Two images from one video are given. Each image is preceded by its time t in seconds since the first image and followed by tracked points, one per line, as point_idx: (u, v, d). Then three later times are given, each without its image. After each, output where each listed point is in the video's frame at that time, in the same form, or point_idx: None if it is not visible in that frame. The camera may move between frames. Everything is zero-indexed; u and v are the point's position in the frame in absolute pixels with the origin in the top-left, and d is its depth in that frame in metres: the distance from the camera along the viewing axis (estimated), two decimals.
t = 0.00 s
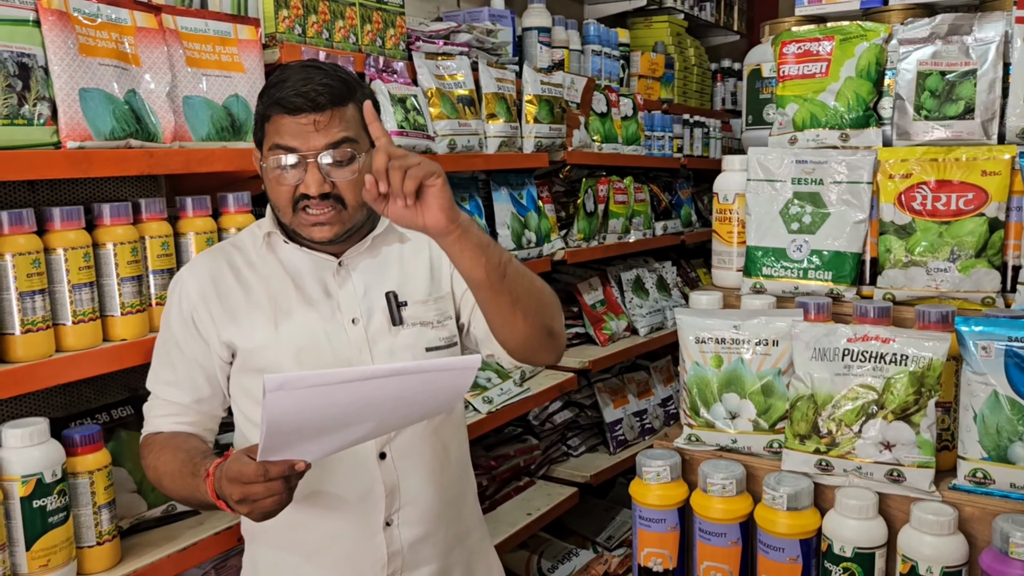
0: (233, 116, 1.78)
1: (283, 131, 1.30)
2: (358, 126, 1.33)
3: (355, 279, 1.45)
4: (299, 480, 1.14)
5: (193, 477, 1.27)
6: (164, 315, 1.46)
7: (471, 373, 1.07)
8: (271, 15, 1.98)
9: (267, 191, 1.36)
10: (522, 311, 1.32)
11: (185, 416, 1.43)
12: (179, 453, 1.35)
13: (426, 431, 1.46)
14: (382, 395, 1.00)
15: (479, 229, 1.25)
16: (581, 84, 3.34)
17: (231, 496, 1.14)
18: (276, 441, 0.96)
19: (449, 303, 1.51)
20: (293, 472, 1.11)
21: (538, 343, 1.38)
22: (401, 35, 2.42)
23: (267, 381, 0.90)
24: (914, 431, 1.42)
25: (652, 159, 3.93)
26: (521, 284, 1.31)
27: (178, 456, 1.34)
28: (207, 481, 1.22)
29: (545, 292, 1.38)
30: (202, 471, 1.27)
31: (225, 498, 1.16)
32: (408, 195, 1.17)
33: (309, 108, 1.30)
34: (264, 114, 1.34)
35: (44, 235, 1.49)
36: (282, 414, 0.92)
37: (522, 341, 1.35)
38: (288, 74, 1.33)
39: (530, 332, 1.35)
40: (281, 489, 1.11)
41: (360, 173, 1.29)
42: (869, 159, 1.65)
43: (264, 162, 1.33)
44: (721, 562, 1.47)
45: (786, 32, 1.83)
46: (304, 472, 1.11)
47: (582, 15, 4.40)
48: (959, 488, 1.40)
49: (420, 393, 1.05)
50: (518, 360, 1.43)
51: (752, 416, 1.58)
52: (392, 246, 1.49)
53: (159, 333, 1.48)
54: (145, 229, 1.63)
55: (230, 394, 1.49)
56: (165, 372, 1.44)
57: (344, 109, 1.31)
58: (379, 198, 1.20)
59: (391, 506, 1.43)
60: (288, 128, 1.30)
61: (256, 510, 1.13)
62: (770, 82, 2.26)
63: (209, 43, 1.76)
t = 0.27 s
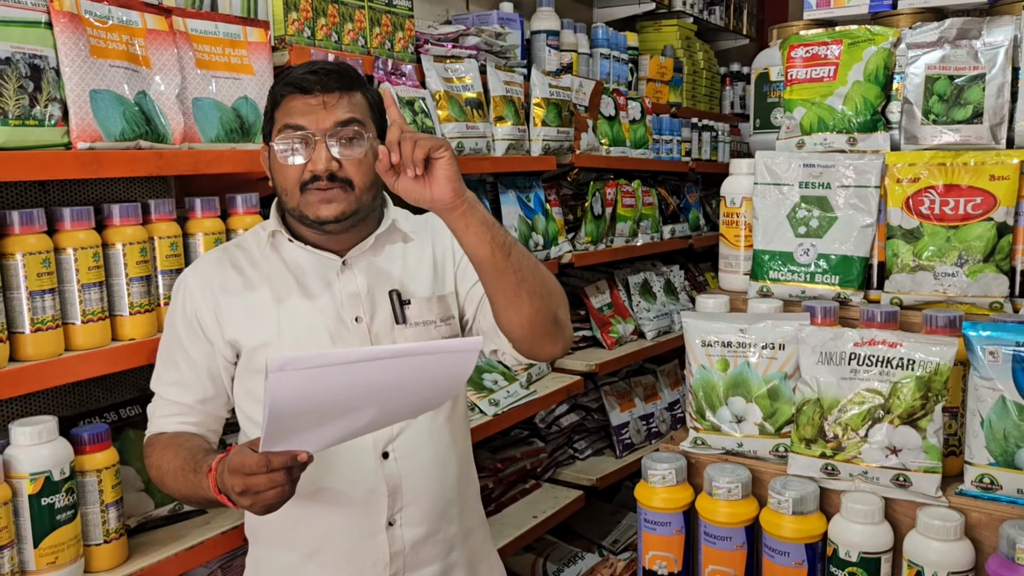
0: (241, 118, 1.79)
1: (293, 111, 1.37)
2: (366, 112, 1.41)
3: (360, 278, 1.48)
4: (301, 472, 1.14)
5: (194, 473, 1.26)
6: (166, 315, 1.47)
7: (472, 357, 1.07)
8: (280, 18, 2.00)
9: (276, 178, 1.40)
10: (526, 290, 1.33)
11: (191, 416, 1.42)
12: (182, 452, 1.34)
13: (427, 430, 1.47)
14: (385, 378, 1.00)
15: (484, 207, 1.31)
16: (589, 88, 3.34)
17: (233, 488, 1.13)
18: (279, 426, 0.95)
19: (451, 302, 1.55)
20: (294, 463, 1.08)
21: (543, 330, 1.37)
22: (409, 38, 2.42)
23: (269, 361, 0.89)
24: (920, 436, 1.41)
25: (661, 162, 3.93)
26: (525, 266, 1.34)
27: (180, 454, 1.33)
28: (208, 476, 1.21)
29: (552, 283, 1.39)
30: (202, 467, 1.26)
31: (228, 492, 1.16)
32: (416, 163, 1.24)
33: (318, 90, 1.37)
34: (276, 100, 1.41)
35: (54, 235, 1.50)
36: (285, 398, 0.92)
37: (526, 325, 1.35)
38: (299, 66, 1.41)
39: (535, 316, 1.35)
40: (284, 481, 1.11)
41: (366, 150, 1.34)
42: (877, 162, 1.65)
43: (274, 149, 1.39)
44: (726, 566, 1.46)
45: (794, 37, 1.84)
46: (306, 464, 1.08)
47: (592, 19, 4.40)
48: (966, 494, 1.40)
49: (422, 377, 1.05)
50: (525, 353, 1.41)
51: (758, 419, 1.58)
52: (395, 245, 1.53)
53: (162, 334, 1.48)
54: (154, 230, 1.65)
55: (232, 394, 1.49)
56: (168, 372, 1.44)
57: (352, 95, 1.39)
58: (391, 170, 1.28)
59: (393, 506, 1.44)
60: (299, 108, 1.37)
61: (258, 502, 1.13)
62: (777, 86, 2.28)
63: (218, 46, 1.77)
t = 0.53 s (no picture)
0: (249, 121, 1.80)
1: (309, 107, 1.41)
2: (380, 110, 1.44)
3: (376, 280, 1.48)
4: (317, 474, 1.14)
5: (210, 476, 1.27)
6: (185, 321, 1.48)
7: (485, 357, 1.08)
8: (287, 21, 2.00)
9: (291, 176, 1.41)
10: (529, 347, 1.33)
11: (208, 422, 1.43)
12: (199, 454, 1.35)
13: (444, 431, 1.48)
14: (399, 377, 1.00)
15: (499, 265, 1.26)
16: (595, 92, 3.34)
17: (249, 490, 1.14)
18: (293, 424, 0.94)
19: (467, 307, 1.56)
20: (310, 464, 1.09)
21: (540, 375, 1.39)
22: (416, 41, 2.43)
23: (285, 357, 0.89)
24: (926, 441, 1.41)
25: (667, 167, 3.93)
26: (532, 318, 1.33)
27: (197, 457, 1.34)
28: (225, 479, 1.22)
29: (555, 326, 1.40)
30: (219, 470, 1.27)
31: (245, 495, 1.17)
32: (434, 224, 1.20)
33: (334, 86, 1.42)
34: (291, 101, 1.44)
35: (62, 236, 1.51)
36: (299, 395, 0.91)
37: (524, 373, 1.36)
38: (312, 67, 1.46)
39: (534, 365, 1.36)
40: (299, 482, 1.11)
41: (381, 141, 1.36)
42: (883, 167, 1.65)
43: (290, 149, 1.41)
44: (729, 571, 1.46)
45: (801, 41, 1.84)
46: (321, 465, 1.09)
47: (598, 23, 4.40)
48: (972, 499, 1.39)
49: (435, 377, 1.05)
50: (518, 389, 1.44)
51: (763, 424, 1.57)
52: (409, 248, 1.54)
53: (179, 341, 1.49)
54: (161, 231, 1.66)
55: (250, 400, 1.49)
56: (186, 378, 1.45)
57: (365, 92, 1.43)
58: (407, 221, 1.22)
59: (409, 508, 1.44)
60: (314, 103, 1.41)
61: (273, 504, 1.13)
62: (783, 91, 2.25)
63: (226, 49, 1.78)
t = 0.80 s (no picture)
0: (254, 125, 1.80)
1: (334, 106, 1.46)
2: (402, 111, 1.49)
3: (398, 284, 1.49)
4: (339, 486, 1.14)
5: (236, 482, 1.28)
6: (209, 326, 1.49)
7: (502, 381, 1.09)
8: (293, 26, 2.00)
9: (315, 173, 1.44)
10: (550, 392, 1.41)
11: (233, 424, 1.43)
12: (224, 460, 1.35)
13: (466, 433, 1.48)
14: (414, 401, 1.02)
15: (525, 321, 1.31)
16: (600, 97, 3.34)
17: (272, 501, 1.14)
18: (310, 446, 0.97)
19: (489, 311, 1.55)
20: (332, 478, 1.10)
21: (556, 411, 1.47)
22: (421, 46, 2.42)
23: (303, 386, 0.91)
24: (931, 449, 1.40)
25: (671, 172, 3.92)
26: (553, 366, 1.41)
27: (222, 462, 1.35)
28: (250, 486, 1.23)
29: (569, 364, 1.48)
30: (245, 476, 1.28)
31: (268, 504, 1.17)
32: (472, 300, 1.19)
33: (358, 86, 1.47)
34: (317, 103, 1.50)
35: (67, 240, 1.51)
36: (316, 420, 0.94)
37: (541, 412, 1.45)
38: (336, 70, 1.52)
39: (551, 405, 1.44)
40: (322, 494, 1.12)
41: (405, 137, 1.40)
42: (889, 174, 1.65)
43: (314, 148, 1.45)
44: None
45: (807, 47, 1.84)
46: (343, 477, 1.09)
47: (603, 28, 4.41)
48: (977, 508, 1.38)
49: (451, 400, 1.06)
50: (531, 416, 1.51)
51: (767, 430, 1.57)
52: (430, 254, 1.55)
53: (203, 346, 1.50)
54: (165, 235, 1.67)
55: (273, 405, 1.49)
56: (210, 381, 1.46)
57: (387, 93, 1.48)
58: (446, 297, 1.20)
59: (432, 509, 1.44)
60: (340, 103, 1.45)
61: (297, 515, 1.14)
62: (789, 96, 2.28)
63: (231, 53, 1.79)
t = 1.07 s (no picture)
0: (255, 129, 1.81)
1: (349, 107, 1.46)
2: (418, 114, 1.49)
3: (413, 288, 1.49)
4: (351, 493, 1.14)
5: (249, 485, 1.28)
6: (225, 330, 1.49)
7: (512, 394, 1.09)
8: (294, 30, 2.01)
9: (331, 174, 1.43)
10: (565, 364, 1.39)
11: (247, 426, 1.44)
12: (239, 462, 1.35)
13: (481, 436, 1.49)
14: (425, 414, 1.02)
15: (536, 284, 1.33)
16: (601, 101, 3.35)
17: (285, 507, 1.14)
18: (321, 457, 0.97)
19: (502, 314, 1.56)
20: (345, 485, 1.11)
21: (573, 393, 1.44)
22: (422, 50, 2.42)
23: (315, 399, 0.91)
24: (932, 454, 1.40)
25: (671, 176, 3.93)
26: (567, 338, 1.40)
27: (237, 464, 1.35)
28: (263, 490, 1.23)
29: (587, 348, 1.46)
30: (259, 479, 1.27)
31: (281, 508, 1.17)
32: (473, 244, 1.25)
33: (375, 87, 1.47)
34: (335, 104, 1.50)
35: (67, 243, 1.52)
36: (327, 433, 0.94)
37: (558, 390, 1.42)
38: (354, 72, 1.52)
39: (569, 384, 1.42)
40: (334, 502, 1.12)
41: (419, 138, 1.40)
42: (889, 179, 1.65)
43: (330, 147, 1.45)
44: None
45: (807, 52, 1.84)
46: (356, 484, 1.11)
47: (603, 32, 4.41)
48: (977, 513, 1.38)
49: (462, 412, 1.07)
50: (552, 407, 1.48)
51: (767, 435, 1.57)
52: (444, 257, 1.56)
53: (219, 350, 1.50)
54: (166, 239, 1.67)
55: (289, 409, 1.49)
56: (225, 385, 1.46)
57: (402, 96, 1.49)
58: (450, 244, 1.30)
59: (447, 512, 1.44)
60: (358, 104, 1.46)
61: (309, 521, 1.13)
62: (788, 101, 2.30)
63: (233, 57, 1.79)
